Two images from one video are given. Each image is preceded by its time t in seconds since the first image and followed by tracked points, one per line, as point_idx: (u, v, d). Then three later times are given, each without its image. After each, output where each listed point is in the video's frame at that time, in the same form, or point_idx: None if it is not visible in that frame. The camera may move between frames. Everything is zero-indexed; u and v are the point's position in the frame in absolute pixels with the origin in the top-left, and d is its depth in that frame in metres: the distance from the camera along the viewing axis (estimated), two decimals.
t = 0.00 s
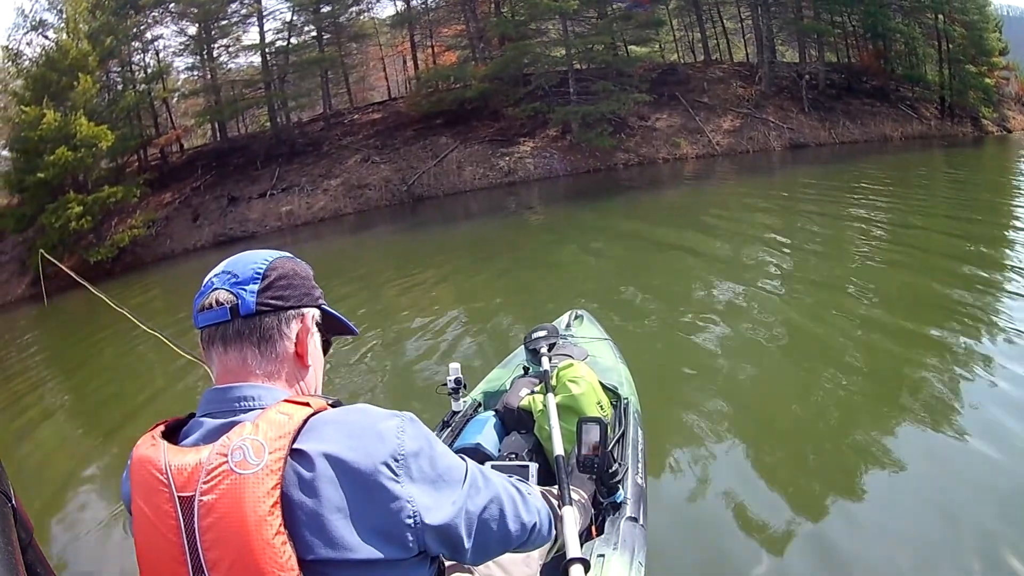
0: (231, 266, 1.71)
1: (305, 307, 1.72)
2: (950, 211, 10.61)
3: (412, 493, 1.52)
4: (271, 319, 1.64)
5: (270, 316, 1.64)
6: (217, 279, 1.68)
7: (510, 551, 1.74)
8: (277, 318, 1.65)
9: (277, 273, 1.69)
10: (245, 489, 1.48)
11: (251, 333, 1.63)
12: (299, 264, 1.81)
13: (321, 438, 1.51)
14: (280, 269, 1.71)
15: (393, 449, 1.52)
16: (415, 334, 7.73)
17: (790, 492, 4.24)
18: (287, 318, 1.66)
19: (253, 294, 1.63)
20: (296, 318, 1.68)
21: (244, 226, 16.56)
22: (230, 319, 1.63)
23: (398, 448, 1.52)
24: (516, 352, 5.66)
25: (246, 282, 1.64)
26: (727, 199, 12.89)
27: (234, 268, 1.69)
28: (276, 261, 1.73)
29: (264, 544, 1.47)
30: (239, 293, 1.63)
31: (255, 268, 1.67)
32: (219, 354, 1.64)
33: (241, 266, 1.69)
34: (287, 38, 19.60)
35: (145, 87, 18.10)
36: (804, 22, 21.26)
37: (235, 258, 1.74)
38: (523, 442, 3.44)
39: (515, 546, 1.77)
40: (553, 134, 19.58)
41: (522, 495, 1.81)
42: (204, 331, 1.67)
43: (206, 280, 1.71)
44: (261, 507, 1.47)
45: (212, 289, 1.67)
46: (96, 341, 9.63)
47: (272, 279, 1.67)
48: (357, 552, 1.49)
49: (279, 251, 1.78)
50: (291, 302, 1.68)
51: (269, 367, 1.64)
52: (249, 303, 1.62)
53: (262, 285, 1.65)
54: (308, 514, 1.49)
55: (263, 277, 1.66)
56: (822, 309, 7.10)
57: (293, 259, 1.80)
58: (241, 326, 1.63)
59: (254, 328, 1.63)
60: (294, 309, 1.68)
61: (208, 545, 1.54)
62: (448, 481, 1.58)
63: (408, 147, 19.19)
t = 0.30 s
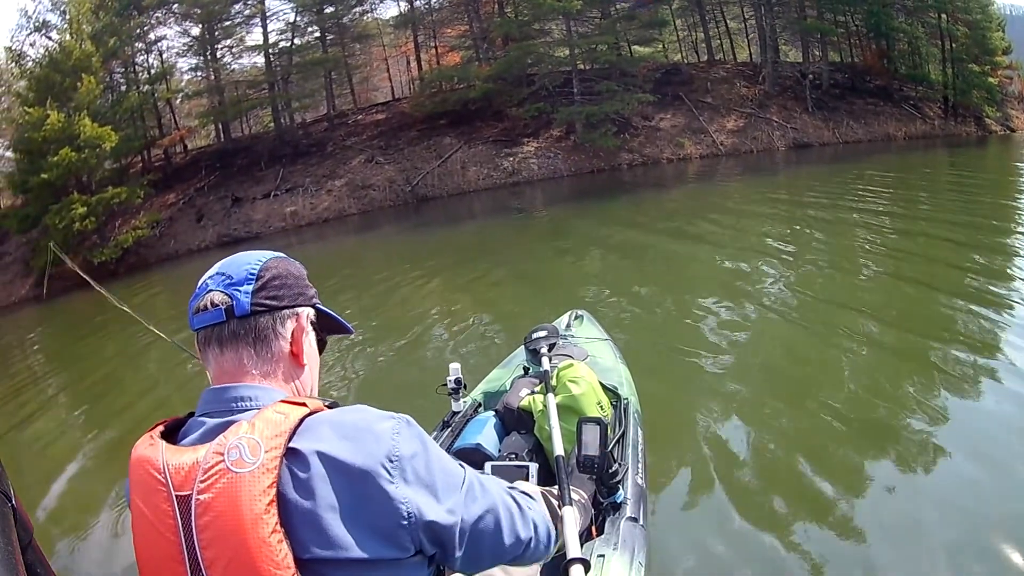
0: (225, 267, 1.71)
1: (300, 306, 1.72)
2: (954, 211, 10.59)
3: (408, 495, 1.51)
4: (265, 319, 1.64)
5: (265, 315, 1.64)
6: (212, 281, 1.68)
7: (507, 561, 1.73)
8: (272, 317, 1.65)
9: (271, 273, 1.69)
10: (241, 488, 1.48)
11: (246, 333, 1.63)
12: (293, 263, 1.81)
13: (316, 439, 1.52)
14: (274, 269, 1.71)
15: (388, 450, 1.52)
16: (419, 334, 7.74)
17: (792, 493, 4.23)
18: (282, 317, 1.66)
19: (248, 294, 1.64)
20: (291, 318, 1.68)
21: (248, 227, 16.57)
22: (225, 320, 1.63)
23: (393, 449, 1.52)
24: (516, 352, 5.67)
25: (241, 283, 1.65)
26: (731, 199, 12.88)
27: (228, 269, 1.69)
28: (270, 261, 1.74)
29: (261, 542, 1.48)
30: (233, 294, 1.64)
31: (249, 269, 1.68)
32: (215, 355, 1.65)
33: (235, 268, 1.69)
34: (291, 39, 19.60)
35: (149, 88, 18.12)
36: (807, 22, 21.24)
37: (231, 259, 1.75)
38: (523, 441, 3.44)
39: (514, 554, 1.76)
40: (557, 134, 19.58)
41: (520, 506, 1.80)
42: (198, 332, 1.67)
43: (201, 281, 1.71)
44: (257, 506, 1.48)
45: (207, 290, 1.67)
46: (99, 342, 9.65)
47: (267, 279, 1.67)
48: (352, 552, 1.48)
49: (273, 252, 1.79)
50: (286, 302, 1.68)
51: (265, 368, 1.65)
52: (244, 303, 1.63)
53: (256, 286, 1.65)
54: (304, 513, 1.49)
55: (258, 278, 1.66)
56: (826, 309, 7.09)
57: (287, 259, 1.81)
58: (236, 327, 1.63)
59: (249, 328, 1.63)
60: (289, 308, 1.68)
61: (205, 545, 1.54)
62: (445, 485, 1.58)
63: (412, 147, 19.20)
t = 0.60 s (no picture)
0: (225, 267, 1.71)
1: (300, 306, 1.72)
2: (958, 208, 10.56)
3: (407, 500, 1.51)
4: (265, 320, 1.65)
5: (264, 317, 1.65)
6: (211, 282, 1.69)
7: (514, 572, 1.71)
8: (272, 318, 1.65)
9: (271, 273, 1.69)
10: (240, 491, 1.49)
11: (245, 334, 1.64)
12: (293, 264, 1.82)
13: (316, 443, 1.52)
14: (274, 270, 1.71)
15: (388, 455, 1.52)
16: (424, 335, 7.75)
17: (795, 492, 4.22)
18: (282, 318, 1.67)
19: (248, 295, 1.64)
20: (291, 319, 1.68)
21: (252, 230, 16.59)
22: (225, 321, 1.63)
23: (393, 455, 1.52)
24: (516, 352, 5.67)
25: (240, 283, 1.65)
26: (734, 198, 12.87)
27: (228, 270, 1.70)
28: (270, 262, 1.74)
29: (259, 546, 1.48)
30: (233, 295, 1.64)
31: (248, 270, 1.68)
32: (215, 356, 1.65)
33: (235, 268, 1.70)
34: (292, 42, 19.62)
35: (151, 92, 18.15)
36: (809, 20, 21.21)
37: (230, 259, 1.75)
38: (523, 442, 3.43)
39: (520, 567, 1.74)
40: (560, 134, 19.57)
41: (528, 516, 1.78)
42: (198, 333, 1.67)
43: (201, 282, 1.71)
44: (256, 510, 1.48)
45: (207, 291, 1.68)
46: (103, 346, 9.65)
47: (266, 280, 1.67)
48: (350, 557, 1.49)
49: (273, 252, 1.79)
50: (286, 302, 1.68)
51: (264, 368, 1.65)
52: (243, 304, 1.63)
53: (255, 287, 1.65)
54: (302, 517, 1.49)
55: (258, 278, 1.67)
56: (830, 308, 7.07)
57: (287, 260, 1.81)
58: (236, 328, 1.63)
59: (249, 329, 1.63)
60: (288, 309, 1.69)
61: (204, 549, 1.55)
62: (445, 491, 1.57)
63: (415, 149, 19.22)
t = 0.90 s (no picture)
0: (224, 269, 1.72)
1: (299, 307, 1.73)
2: (963, 201, 10.53)
3: (407, 500, 1.52)
4: (264, 320, 1.65)
5: (264, 316, 1.65)
6: (211, 282, 1.69)
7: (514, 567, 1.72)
8: (271, 318, 1.66)
9: (270, 274, 1.70)
10: (239, 491, 1.49)
11: (245, 334, 1.64)
12: (292, 264, 1.82)
13: (316, 443, 1.52)
14: (273, 270, 1.72)
15: (388, 455, 1.52)
16: (430, 338, 7.77)
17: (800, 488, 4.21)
18: (281, 318, 1.67)
19: (247, 296, 1.65)
20: (290, 319, 1.69)
21: (257, 237, 16.65)
22: (224, 321, 1.64)
23: (393, 453, 1.53)
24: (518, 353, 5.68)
25: (239, 284, 1.66)
26: (738, 196, 12.86)
27: (227, 270, 1.70)
28: (268, 262, 1.75)
29: (259, 545, 1.49)
30: (232, 296, 1.65)
31: (248, 270, 1.68)
32: (215, 356, 1.65)
33: (234, 269, 1.70)
34: (293, 48, 19.70)
35: (153, 100, 18.22)
36: (808, 15, 21.20)
37: (229, 261, 1.76)
38: (524, 441, 3.44)
39: (521, 564, 1.75)
40: (563, 135, 19.57)
41: (528, 510, 1.78)
42: (198, 334, 1.68)
43: (200, 283, 1.72)
44: (255, 509, 1.48)
45: (206, 292, 1.68)
46: (110, 355, 9.69)
47: (265, 280, 1.68)
48: (351, 557, 1.49)
49: (272, 253, 1.80)
50: (284, 303, 1.69)
51: (264, 369, 1.66)
52: (242, 304, 1.64)
53: (255, 287, 1.66)
54: (303, 517, 1.50)
55: (257, 278, 1.67)
56: (835, 303, 7.05)
57: (286, 260, 1.81)
58: (235, 328, 1.64)
59: (248, 329, 1.64)
60: (287, 309, 1.69)
61: (204, 549, 1.55)
62: (446, 490, 1.58)
63: (418, 153, 19.25)
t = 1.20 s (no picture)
0: (232, 266, 1.72)
1: (306, 307, 1.73)
2: (966, 201, 10.51)
3: (413, 500, 1.52)
4: (273, 320, 1.65)
5: (272, 316, 1.65)
6: (218, 281, 1.69)
7: (512, 564, 1.73)
8: (279, 318, 1.66)
9: (278, 273, 1.70)
10: (244, 491, 1.50)
11: (253, 334, 1.64)
12: (299, 264, 1.82)
13: (322, 443, 1.53)
14: (281, 269, 1.72)
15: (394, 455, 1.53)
16: (434, 339, 7.78)
17: (800, 489, 4.21)
18: (289, 318, 1.68)
19: (255, 295, 1.65)
20: (298, 319, 1.70)
21: (261, 237, 16.67)
22: (232, 320, 1.64)
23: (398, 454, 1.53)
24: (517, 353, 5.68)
25: (248, 283, 1.66)
26: (741, 196, 12.85)
27: (235, 269, 1.70)
28: (277, 262, 1.75)
29: (263, 546, 1.49)
30: (241, 294, 1.65)
31: (257, 269, 1.69)
32: (222, 355, 1.66)
33: (242, 268, 1.70)
34: (296, 49, 19.76)
35: (156, 101, 18.24)
36: (811, 16, 21.18)
37: (235, 259, 1.76)
38: (524, 442, 3.44)
39: (519, 559, 1.75)
40: (566, 136, 19.55)
41: (525, 506, 1.80)
42: (204, 332, 1.68)
43: (207, 281, 1.72)
44: (260, 510, 1.49)
45: (213, 290, 1.68)
46: (112, 355, 9.70)
47: (274, 279, 1.68)
48: (355, 557, 1.49)
49: (280, 252, 1.80)
50: (293, 302, 1.69)
51: (270, 368, 1.66)
52: (251, 303, 1.64)
53: (264, 286, 1.66)
54: (307, 517, 1.50)
55: (265, 278, 1.68)
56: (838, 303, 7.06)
57: (294, 260, 1.81)
58: (243, 327, 1.64)
59: (256, 329, 1.64)
60: (296, 309, 1.70)
61: (207, 548, 1.56)
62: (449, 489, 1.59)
63: (422, 153, 19.27)
